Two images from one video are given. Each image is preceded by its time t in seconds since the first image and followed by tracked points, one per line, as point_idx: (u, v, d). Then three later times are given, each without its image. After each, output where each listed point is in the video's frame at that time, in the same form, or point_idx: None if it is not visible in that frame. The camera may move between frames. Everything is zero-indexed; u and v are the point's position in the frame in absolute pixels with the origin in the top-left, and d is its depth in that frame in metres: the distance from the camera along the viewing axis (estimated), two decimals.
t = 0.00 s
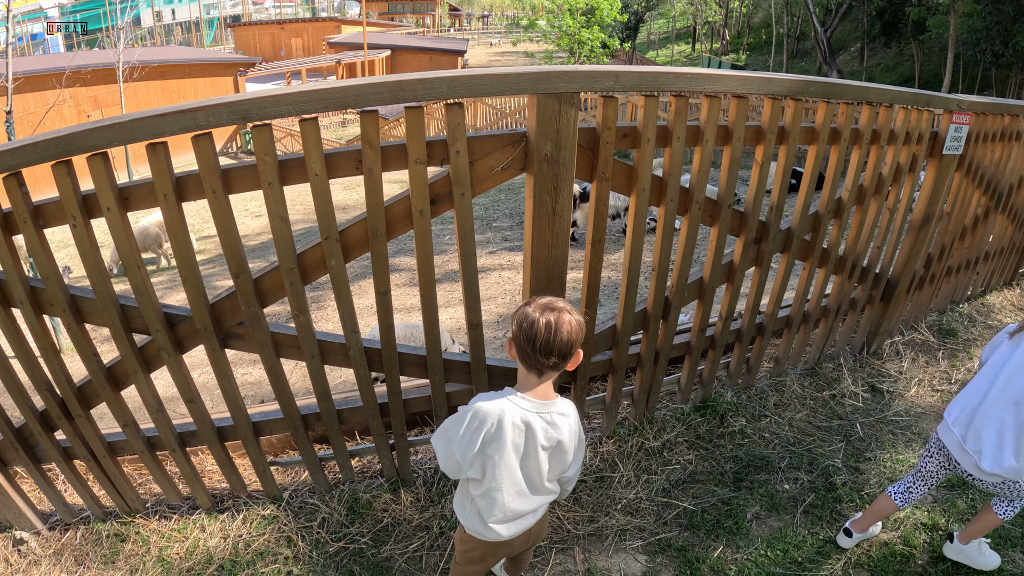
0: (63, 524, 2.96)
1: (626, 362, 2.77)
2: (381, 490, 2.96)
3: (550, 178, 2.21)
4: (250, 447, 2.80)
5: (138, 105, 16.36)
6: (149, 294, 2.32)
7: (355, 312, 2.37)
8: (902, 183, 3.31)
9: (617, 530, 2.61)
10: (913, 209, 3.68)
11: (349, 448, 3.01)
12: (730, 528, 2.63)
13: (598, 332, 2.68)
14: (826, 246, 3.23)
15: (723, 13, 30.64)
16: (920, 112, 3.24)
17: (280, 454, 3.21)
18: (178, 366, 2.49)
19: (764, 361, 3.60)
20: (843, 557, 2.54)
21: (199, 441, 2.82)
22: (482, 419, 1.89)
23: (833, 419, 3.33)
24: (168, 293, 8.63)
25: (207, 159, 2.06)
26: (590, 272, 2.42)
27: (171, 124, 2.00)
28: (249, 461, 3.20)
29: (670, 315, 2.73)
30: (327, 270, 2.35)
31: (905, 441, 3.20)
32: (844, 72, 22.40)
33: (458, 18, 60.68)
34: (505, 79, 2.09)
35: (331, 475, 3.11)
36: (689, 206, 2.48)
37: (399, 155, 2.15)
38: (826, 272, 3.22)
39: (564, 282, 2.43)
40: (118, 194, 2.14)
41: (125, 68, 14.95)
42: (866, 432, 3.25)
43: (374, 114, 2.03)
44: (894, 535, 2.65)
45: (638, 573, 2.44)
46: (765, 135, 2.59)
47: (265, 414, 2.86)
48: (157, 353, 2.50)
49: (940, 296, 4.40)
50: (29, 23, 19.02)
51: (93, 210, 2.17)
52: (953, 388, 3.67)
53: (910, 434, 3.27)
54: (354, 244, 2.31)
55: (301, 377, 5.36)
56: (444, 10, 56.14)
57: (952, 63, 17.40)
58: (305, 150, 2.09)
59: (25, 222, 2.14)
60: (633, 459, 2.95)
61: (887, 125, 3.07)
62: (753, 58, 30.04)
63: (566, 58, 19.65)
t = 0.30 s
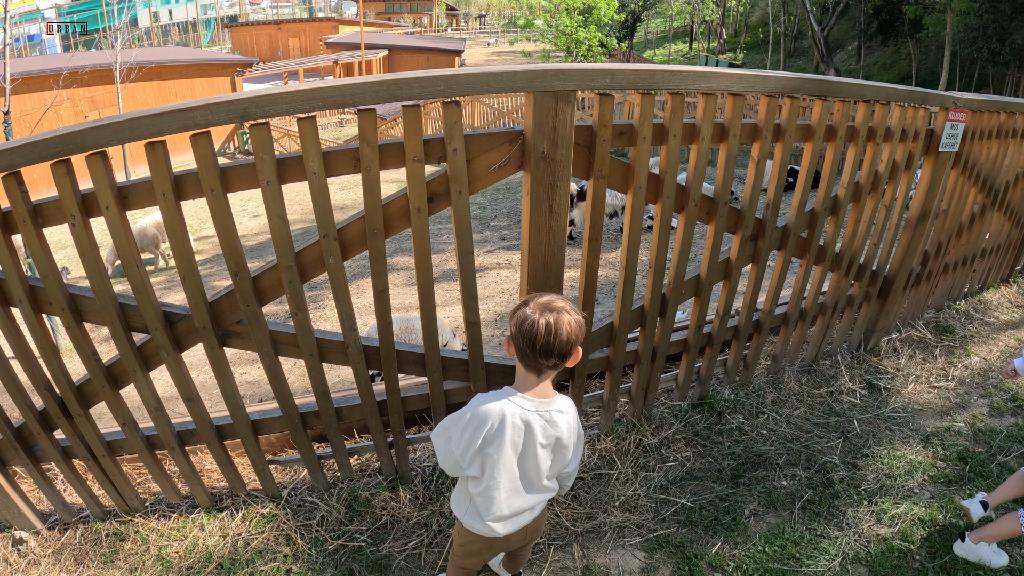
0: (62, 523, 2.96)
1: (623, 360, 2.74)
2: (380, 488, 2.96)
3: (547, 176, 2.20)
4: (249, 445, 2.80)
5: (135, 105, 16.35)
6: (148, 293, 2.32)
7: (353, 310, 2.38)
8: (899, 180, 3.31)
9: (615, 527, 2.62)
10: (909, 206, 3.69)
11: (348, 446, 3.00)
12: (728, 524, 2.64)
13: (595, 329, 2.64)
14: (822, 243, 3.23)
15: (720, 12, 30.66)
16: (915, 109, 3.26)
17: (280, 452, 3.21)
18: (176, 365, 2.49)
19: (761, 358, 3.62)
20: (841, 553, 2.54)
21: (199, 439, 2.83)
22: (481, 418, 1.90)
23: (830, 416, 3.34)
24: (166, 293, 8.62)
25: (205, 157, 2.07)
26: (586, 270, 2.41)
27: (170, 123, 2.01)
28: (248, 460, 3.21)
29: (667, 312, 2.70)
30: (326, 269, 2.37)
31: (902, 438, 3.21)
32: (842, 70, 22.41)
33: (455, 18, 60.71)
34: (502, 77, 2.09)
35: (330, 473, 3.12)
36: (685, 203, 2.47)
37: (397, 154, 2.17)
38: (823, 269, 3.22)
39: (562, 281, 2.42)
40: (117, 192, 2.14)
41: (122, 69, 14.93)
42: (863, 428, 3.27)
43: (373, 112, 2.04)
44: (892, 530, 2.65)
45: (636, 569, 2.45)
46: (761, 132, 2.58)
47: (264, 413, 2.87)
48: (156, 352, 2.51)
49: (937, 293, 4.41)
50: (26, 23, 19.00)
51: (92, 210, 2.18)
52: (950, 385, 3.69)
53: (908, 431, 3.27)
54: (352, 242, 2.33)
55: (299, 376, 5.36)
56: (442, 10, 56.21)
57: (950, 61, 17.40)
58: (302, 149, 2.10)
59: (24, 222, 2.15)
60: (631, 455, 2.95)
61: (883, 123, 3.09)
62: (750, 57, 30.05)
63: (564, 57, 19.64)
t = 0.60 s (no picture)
0: (55, 530, 2.95)
1: (615, 356, 2.72)
2: (374, 488, 2.97)
3: (536, 173, 2.21)
4: (242, 447, 2.80)
5: (120, 109, 16.22)
6: (138, 296, 2.32)
7: (345, 309, 2.38)
8: (884, 175, 3.34)
9: (610, 522, 2.63)
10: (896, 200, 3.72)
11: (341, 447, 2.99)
12: (721, 517, 2.65)
13: (586, 326, 2.64)
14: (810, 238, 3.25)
15: (705, 10, 30.79)
16: (900, 104, 3.28)
17: (273, 455, 3.21)
18: (169, 368, 2.49)
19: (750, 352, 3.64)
20: (834, 543, 2.56)
21: (192, 443, 2.82)
22: (461, 422, 1.92)
23: (820, 409, 3.37)
24: (155, 297, 8.57)
25: (195, 159, 2.07)
26: (576, 267, 2.42)
27: (159, 125, 2.01)
28: (242, 463, 3.20)
29: (657, 308, 2.70)
30: (317, 269, 2.38)
31: (892, 429, 3.25)
32: (826, 67, 22.58)
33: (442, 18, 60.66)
34: (491, 76, 2.09)
35: (324, 474, 3.12)
36: (674, 199, 2.48)
37: (387, 153, 2.18)
38: (810, 263, 3.24)
39: (552, 277, 2.40)
40: (106, 195, 2.14)
41: (106, 72, 14.82)
42: (853, 420, 3.30)
43: (362, 112, 2.03)
44: (884, 520, 2.68)
45: (631, 564, 2.46)
46: (748, 128, 2.61)
47: (256, 414, 2.87)
48: (147, 355, 2.50)
49: (924, 286, 4.46)
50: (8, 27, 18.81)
51: (82, 213, 2.17)
52: (938, 376, 3.73)
53: (897, 422, 3.31)
54: (342, 242, 2.33)
55: (290, 378, 5.34)
56: (428, 10, 56.13)
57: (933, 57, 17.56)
58: (293, 149, 2.10)
59: (12, 226, 2.13)
60: (623, 451, 2.97)
61: (868, 118, 3.10)
62: (735, 54, 30.20)
63: (550, 55, 19.68)
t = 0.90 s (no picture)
0: (41, 544, 2.90)
1: (598, 353, 2.72)
2: (361, 491, 2.95)
3: (516, 171, 2.20)
4: (228, 454, 2.78)
5: (93, 116, 15.97)
6: (119, 303, 2.29)
7: (328, 311, 2.38)
8: (861, 167, 3.39)
9: (598, 517, 2.64)
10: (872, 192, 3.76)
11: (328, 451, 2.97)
12: (708, 509, 2.68)
13: (569, 323, 2.63)
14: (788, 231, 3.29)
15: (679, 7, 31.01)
16: (875, 96, 3.33)
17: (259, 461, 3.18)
18: (152, 375, 2.47)
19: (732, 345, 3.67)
20: (820, 530, 2.60)
21: (177, 451, 2.80)
22: (409, 426, 1.93)
23: (803, 399, 3.41)
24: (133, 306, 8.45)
25: (174, 164, 2.06)
26: (558, 265, 2.41)
27: (138, 130, 1.99)
28: (227, 470, 3.18)
29: (639, 303, 2.70)
30: (299, 272, 2.37)
31: (874, 417, 3.30)
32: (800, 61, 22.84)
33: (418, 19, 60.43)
34: (470, 75, 2.09)
35: (311, 479, 3.10)
36: (653, 194, 2.50)
37: (368, 154, 2.19)
38: (790, 256, 3.28)
39: (534, 275, 2.39)
40: (85, 202, 2.12)
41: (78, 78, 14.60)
42: (835, 409, 3.34)
43: (342, 113, 2.08)
44: (869, 506, 2.72)
45: (621, 558, 2.47)
46: (725, 123, 2.65)
47: (241, 420, 2.85)
48: (130, 363, 2.48)
49: (902, 276, 4.52)
50: None
51: (61, 221, 2.15)
52: (918, 364, 3.79)
53: (879, 410, 3.36)
54: (324, 244, 2.32)
55: (273, 384, 5.30)
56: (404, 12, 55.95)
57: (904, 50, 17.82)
58: (273, 152, 2.10)
59: None
60: (609, 446, 2.98)
61: (844, 111, 3.15)
62: (710, 51, 30.45)
63: (525, 55, 19.70)
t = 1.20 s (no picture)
0: (15, 563, 2.85)
1: (569, 351, 2.72)
2: (336, 497, 2.91)
3: (481, 172, 2.17)
4: (201, 465, 2.75)
5: (61, 125, 15.69)
6: (86, 315, 2.26)
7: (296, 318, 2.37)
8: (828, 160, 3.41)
9: (575, 516, 2.64)
10: (840, 184, 3.80)
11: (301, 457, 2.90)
12: (685, 504, 2.69)
13: (539, 323, 2.61)
14: (757, 225, 3.31)
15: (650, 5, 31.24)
16: (841, 90, 3.35)
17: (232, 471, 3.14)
18: (122, 387, 2.43)
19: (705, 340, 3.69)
20: (798, 522, 2.61)
21: (150, 463, 2.76)
22: (417, 415, 1.98)
23: (776, 391, 3.44)
24: (104, 318, 8.30)
25: (137, 173, 2.03)
26: (526, 265, 2.38)
27: (99, 140, 1.95)
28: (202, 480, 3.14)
29: (609, 301, 2.70)
30: (265, 279, 2.35)
31: (848, 407, 3.34)
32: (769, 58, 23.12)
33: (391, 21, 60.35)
34: (432, 76, 2.05)
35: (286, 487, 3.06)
36: (620, 192, 2.49)
37: (331, 158, 2.17)
38: (760, 250, 3.30)
39: (502, 275, 2.35)
40: (48, 214, 2.08)
41: (44, 88, 14.34)
42: (809, 401, 3.38)
43: (304, 118, 2.05)
44: (846, 497, 2.74)
45: (599, 556, 2.47)
46: (691, 119, 2.64)
47: (214, 430, 2.82)
48: (99, 376, 2.44)
49: (873, 267, 4.57)
50: None
51: (24, 233, 2.11)
52: (892, 353, 3.84)
53: (853, 400, 3.40)
54: (290, 250, 2.30)
55: (248, 393, 5.24)
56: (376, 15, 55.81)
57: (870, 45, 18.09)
58: (235, 158, 2.08)
59: None
60: (584, 445, 2.98)
61: (810, 105, 3.15)
62: (681, 49, 30.73)
63: (496, 56, 19.73)
